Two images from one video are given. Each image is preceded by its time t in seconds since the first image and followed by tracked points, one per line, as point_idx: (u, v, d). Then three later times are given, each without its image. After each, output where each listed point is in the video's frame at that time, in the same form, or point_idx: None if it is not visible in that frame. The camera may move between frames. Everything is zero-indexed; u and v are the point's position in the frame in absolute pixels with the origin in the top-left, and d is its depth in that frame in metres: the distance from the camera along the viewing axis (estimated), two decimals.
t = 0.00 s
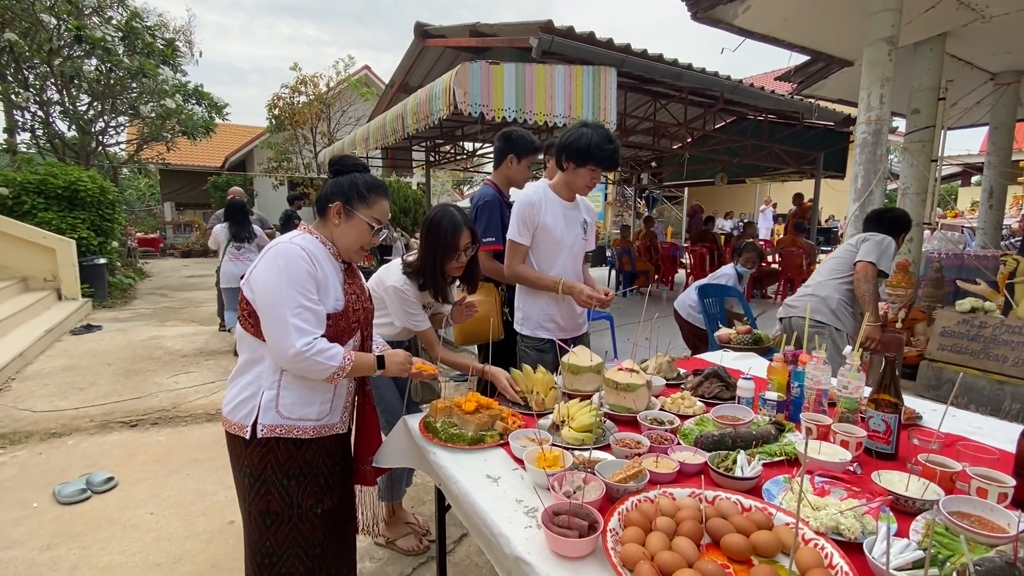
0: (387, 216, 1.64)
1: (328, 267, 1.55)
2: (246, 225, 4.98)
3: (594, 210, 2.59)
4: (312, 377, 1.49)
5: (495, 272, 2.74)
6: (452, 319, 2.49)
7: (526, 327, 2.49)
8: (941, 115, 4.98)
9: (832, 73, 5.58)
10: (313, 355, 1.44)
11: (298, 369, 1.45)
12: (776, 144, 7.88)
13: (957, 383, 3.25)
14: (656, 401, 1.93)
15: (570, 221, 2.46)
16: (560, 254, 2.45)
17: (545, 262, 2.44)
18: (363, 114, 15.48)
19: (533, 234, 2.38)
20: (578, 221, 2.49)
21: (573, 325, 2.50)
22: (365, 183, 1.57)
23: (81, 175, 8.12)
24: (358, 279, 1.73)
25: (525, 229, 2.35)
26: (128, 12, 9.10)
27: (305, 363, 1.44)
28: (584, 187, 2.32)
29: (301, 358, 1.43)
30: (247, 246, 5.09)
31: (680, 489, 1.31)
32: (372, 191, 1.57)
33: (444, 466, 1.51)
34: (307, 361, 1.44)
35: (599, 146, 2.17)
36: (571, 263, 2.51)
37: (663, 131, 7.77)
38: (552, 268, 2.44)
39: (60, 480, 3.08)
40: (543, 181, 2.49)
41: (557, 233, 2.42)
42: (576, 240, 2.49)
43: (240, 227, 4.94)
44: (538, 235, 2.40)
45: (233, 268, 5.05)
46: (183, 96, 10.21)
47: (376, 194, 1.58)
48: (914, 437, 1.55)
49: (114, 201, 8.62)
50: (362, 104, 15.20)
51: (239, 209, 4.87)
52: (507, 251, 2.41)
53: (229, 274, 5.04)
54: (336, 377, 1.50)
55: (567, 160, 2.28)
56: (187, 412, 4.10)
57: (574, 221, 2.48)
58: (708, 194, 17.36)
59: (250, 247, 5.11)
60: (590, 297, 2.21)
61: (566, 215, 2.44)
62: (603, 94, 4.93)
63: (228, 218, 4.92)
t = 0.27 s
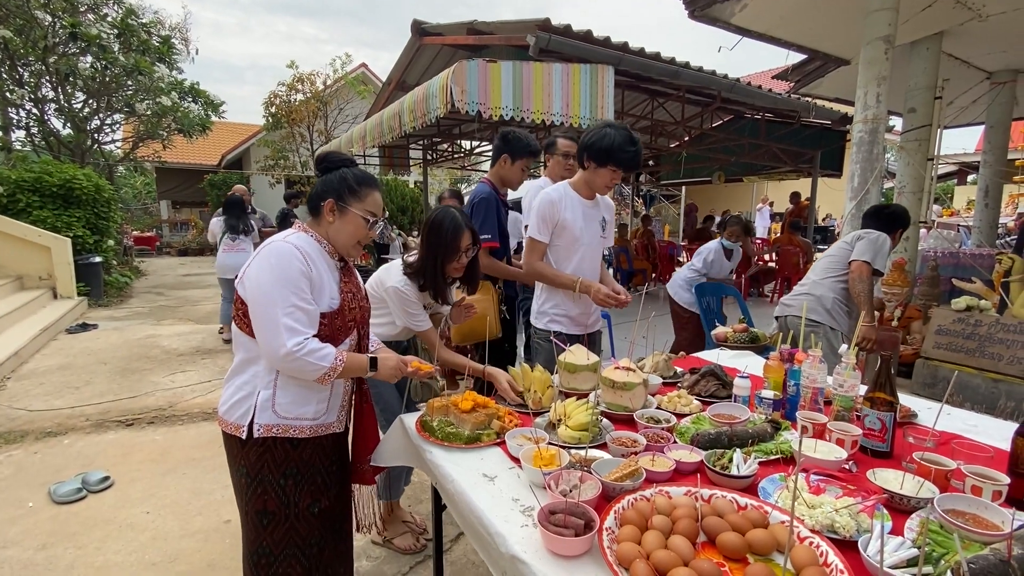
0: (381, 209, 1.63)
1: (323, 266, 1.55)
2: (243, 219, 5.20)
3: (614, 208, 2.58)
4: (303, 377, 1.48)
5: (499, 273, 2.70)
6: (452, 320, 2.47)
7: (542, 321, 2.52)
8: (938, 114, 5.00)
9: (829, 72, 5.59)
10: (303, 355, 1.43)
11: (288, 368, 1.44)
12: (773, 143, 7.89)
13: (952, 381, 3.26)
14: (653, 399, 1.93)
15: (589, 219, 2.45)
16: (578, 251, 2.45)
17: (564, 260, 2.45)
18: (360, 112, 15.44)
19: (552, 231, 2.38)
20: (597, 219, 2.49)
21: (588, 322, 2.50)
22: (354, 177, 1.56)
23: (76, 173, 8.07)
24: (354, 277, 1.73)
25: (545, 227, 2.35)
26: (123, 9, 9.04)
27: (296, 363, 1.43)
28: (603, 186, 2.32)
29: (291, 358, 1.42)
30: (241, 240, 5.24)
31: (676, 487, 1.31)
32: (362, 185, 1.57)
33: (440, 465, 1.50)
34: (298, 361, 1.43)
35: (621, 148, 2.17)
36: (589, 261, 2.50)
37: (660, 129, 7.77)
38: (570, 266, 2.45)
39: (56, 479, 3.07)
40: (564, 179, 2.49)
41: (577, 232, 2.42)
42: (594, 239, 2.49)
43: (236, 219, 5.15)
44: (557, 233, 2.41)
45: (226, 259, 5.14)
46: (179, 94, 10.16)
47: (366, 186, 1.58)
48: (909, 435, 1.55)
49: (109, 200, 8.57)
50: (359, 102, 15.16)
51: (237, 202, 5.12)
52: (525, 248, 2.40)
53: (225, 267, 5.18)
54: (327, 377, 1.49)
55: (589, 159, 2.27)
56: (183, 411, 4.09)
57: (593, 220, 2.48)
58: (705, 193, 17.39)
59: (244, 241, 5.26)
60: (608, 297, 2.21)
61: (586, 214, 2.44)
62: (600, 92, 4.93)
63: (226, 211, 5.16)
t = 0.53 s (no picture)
0: (371, 199, 1.61)
1: (315, 265, 1.53)
2: (236, 217, 5.20)
3: (618, 206, 2.59)
4: (294, 376, 1.47)
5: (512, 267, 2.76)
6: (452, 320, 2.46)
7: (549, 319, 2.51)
8: (935, 113, 5.01)
9: (827, 71, 5.59)
10: (292, 353, 1.42)
11: (278, 368, 1.43)
12: (771, 141, 7.90)
13: (949, 379, 3.28)
14: (652, 398, 1.94)
15: (595, 218, 2.45)
16: (583, 249, 2.44)
17: (574, 258, 2.45)
18: (358, 110, 15.42)
19: (559, 228, 2.37)
20: (603, 218, 2.49)
21: (592, 321, 2.50)
22: (340, 169, 1.55)
23: (73, 171, 8.04)
24: (350, 274, 1.72)
25: (552, 223, 2.34)
26: (120, 7, 9.00)
27: (283, 362, 1.42)
28: (610, 185, 2.33)
29: (279, 357, 1.41)
30: (235, 238, 5.27)
31: (673, 485, 1.31)
32: (348, 175, 1.55)
33: (438, 465, 1.50)
34: (286, 360, 1.42)
35: (626, 147, 2.17)
36: (596, 259, 2.50)
37: (659, 128, 7.77)
38: (577, 266, 2.45)
39: (53, 478, 3.06)
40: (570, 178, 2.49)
41: (584, 230, 2.42)
42: (600, 237, 2.49)
43: (230, 217, 5.16)
44: (565, 231, 2.40)
45: (219, 257, 5.22)
46: (176, 92, 10.12)
47: (353, 176, 1.57)
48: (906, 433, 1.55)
49: (106, 198, 8.54)
50: (357, 100, 15.13)
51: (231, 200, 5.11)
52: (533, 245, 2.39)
53: (219, 264, 5.23)
54: (318, 376, 1.48)
55: (593, 158, 2.28)
56: (181, 409, 4.08)
57: (599, 218, 2.47)
58: (704, 191, 17.40)
59: (237, 239, 5.28)
60: (616, 300, 2.23)
61: (592, 211, 2.44)
62: (598, 90, 4.92)
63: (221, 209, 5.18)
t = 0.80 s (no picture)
0: (365, 195, 1.60)
1: (305, 267, 1.52)
2: (230, 216, 5.22)
3: (617, 205, 2.58)
4: (278, 381, 1.46)
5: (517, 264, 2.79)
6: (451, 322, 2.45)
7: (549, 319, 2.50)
8: (933, 113, 5.02)
9: (825, 70, 5.59)
10: (273, 359, 1.40)
11: (261, 373, 1.42)
12: (770, 141, 7.91)
13: (947, 378, 3.28)
14: (650, 397, 1.94)
15: (594, 217, 2.45)
16: (583, 248, 2.44)
17: (574, 258, 2.45)
18: (356, 109, 15.40)
19: (559, 228, 2.37)
20: (602, 216, 2.49)
21: (592, 320, 2.50)
22: (332, 165, 1.54)
23: (71, 169, 8.02)
24: (346, 272, 1.72)
25: (552, 223, 2.33)
26: (117, 5, 8.97)
27: (263, 368, 1.41)
28: (607, 184, 2.33)
29: (260, 363, 1.40)
30: (229, 237, 5.31)
31: (673, 484, 1.31)
32: (342, 170, 1.55)
33: (437, 464, 1.50)
34: (268, 365, 1.41)
35: (624, 146, 2.17)
36: (595, 259, 2.50)
37: (657, 127, 7.77)
38: (578, 265, 2.45)
39: (51, 478, 3.05)
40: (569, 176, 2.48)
41: (583, 228, 2.41)
42: (599, 235, 2.48)
43: (223, 216, 5.18)
44: (565, 230, 2.39)
45: (214, 257, 5.29)
46: (174, 91, 10.09)
47: (346, 172, 1.56)
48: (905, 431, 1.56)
49: (104, 197, 8.52)
50: (356, 99, 15.10)
51: (224, 199, 5.11)
52: (534, 244, 2.38)
53: (214, 263, 5.30)
54: (302, 381, 1.47)
55: (590, 156, 2.28)
56: (179, 408, 4.08)
57: (598, 216, 2.47)
58: (702, 190, 17.41)
59: (232, 237, 5.33)
60: (617, 301, 2.25)
61: (591, 210, 2.43)
62: (597, 89, 4.92)
63: (214, 207, 5.20)
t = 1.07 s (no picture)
0: (359, 193, 1.59)
1: (301, 274, 1.51)
2: (223, 215, 5.22)
3: (616, 205, 2.58)
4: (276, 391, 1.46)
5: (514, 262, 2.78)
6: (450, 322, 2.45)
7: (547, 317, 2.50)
8: (932, 113, 5.02)
9: (825, 70, 5.59)
10: (271, 371, 1.39)
11: (258, 385, 1.41)
12: (769, 140, 7.91)
13: (946, 378, 3.28)
14: (650, 397, 1.94)
15: (592, 217, 2.45)
16: (580, 248, 2.44)
17: (571, 258, 2.44)
18: (355, 108, 15.39)
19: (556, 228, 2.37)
20: (600, 216, 2.48)
21: (590, 320, 2.49)
22: (326, 163, 1.52)
23: (69, 168, 8.00)
24: (342, 273, 1.71)
25: (548, 223, 2.34)
26: (116, 4, 8.94)
27: (260, 380, 1.40)
28: (604, 184, 2.33)
29: (258, 376, 1.39)
30: (223, 236, 5.33)
31: (672, 484, 1.31)
32: (336, 169, 1.53)
33: (437, 464, 1.49)
34: (264, 377, 1.40)
35: (628, 150, 2.18)
36: (593, 259, 2.50)
37: (657, 126, 7.77)
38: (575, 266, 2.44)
39: (49, 478, 3.04)
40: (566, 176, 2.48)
41: (580, 228, 2.41)
42: (597, 236, 2.48)
43: (216, 216, 5.18)
44: (562, 230, 2.39)
45: (211, 256, 5.34)
46: (172, 90, 10.07)
47: (340, 171, 1.54)
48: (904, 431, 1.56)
49: (102, 196, 8.51)
50: (355, 98, 15.09)
51: (217, 199, 5.07)
52: (531, 244, 2.38)
53: (209, 261, 5.35)
54: (300, 390, 1.46)
55: (586, 156, 2.28)
56: (178, 408, 4.07)
57: (596, 217, 2.47)
58: (701, 190, 17.42)
59: (226, 236, 5.34)
60: (614, 304, 2.22)
61: (589, 210, 2.43)
62: (596, 89, 4.92)
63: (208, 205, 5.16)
